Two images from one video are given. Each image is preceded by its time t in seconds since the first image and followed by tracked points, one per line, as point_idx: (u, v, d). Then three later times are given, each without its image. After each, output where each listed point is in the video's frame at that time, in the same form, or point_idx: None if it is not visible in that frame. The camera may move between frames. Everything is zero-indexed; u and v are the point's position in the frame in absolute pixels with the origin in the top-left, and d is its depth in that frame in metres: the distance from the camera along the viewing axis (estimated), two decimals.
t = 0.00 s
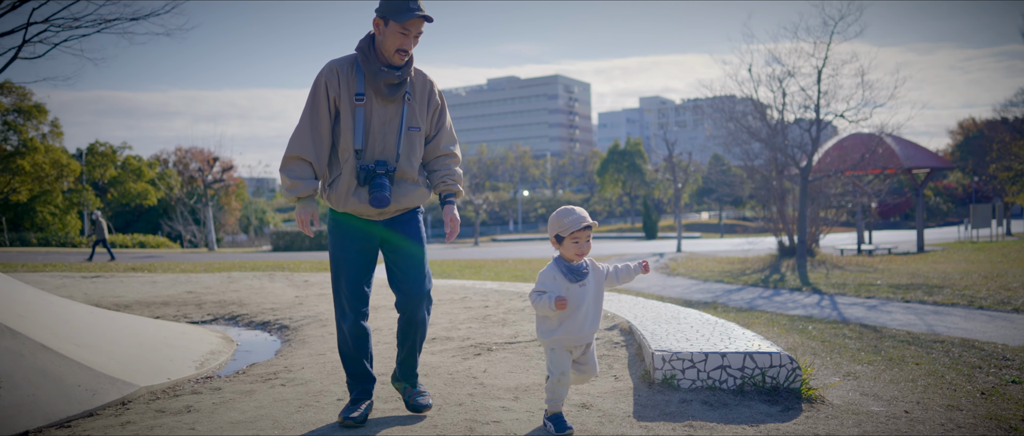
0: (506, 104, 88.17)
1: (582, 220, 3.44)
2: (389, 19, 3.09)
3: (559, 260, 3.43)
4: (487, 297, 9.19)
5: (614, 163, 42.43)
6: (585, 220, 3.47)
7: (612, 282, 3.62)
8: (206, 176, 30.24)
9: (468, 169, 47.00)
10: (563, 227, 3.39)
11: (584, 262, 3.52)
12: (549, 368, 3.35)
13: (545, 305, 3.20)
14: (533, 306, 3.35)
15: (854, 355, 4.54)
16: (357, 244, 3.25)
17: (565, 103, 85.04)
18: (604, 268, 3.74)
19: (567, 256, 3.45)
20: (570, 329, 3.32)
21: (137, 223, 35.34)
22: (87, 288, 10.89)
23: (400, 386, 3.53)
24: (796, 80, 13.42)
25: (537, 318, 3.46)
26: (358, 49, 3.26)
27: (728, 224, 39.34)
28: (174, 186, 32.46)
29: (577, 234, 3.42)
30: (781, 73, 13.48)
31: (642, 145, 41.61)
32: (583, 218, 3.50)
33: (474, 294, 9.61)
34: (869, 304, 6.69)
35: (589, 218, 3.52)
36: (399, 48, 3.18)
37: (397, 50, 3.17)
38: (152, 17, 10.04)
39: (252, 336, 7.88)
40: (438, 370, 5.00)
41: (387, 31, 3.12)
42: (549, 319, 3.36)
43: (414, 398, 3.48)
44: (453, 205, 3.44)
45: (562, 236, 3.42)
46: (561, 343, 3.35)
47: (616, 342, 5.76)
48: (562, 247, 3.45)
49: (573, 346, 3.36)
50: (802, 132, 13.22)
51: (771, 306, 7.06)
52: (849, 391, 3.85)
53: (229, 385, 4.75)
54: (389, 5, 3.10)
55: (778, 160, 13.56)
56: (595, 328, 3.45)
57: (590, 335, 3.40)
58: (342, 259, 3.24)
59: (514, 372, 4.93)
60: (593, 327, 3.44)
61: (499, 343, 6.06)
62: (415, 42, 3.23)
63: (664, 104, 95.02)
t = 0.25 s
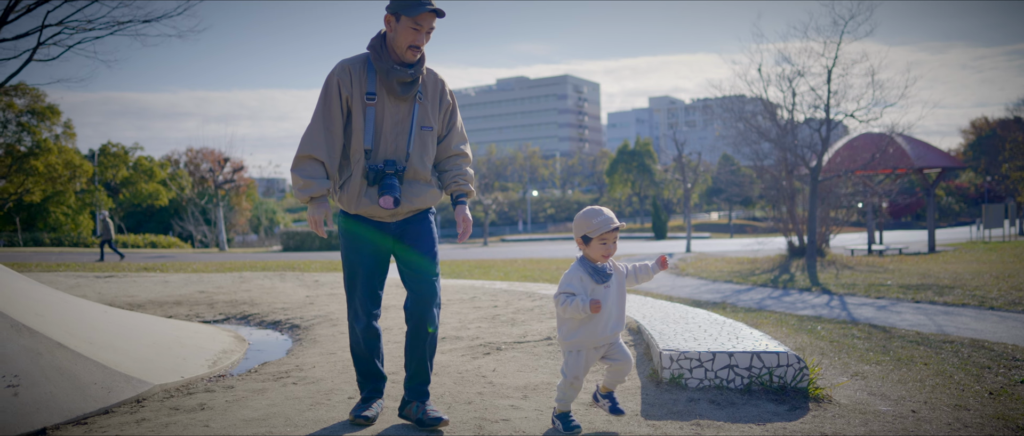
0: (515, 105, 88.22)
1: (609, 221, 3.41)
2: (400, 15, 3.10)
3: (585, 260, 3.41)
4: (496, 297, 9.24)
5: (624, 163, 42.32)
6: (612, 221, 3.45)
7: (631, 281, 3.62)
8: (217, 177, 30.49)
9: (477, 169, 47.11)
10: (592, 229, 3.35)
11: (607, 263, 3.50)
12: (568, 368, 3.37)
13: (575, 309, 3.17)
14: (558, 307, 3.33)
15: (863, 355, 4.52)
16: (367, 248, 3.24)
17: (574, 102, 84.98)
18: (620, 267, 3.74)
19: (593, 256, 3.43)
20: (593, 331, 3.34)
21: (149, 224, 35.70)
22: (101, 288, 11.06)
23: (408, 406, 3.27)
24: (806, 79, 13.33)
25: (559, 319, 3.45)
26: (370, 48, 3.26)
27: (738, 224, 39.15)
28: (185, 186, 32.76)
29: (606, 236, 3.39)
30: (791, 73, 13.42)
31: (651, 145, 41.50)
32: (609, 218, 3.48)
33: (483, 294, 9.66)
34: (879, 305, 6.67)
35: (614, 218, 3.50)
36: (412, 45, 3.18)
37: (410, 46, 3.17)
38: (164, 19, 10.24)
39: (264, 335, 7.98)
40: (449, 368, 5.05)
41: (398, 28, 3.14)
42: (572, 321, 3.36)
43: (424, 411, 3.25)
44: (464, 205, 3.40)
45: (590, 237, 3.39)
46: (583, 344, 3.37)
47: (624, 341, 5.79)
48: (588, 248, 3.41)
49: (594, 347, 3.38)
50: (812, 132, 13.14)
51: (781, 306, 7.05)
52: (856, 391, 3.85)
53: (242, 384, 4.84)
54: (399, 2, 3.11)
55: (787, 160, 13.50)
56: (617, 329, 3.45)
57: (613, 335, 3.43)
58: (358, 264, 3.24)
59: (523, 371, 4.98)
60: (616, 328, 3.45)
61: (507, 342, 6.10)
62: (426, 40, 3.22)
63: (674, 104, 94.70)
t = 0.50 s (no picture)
0: (521, 106, 88.25)
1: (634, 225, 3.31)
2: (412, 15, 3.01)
3: (608, 264, 3.31)
4: (501, 297, 9.26)
5: (629, 164, 42.25)
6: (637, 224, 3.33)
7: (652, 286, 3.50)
8: (223, 177, 30.62)
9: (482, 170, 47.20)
10: (617, 232, 3.26)
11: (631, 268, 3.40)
12: (584, 371, 3.29)
13: (597, 312, 3.08)
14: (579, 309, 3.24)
15: (866, 356, 4.51)
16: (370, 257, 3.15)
17: (579, 103, 84.98)
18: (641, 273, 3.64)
19: (617, 260, 3.33)
20: (614, 335, 3.23)
21: (156, 224, 35.93)
22: (109, 288, 11.16)
23: (422, 416, 3.05)
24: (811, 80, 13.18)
25: (579, 323, 3.37)
26: (380, 49, 3.15)
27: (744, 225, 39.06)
28: (192, 187, 32.95)
29: (631, 239, 3.29)
30: (796, 74, 13.36)
31: (656, 146, 41.43)
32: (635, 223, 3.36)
33: (487, 294, 9.68)
34: (884, 306, 6.64)
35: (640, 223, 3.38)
36: (423, 45, 3.09)
37: (421, 47, 3.08)
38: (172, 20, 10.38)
39: (270, 335, 8.04)
40: (452, 368, 5.06)
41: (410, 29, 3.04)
42: (592, 325, 3.27)
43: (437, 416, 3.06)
44: (476, 210, 3.37)
45: (614, 240, 3.29)
46: (603, 347, 3.28)
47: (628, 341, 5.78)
48: (613, 251, 3.31)
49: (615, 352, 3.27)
50: (817, 133, 13.08)
51: (785, 307, 7.04)
52: (858, 391, 3.84)
53: (249, 382, 4.88)
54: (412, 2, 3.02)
55: (793, 161, 13.45)
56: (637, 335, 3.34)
57: (633, 341, 3.31)
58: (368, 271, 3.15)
59: (526, 371, 4.99)
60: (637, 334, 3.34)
61: (511, 342, 6.12)
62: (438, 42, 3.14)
63: (680, 105, 94.53)
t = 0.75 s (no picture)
0: (525, 105, 88.29)
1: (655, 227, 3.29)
2: (425, 16, 2.96)
3: (629, 267, 3.28)
4: (503, 296, 9.27)
5: (633, 164, 42.21)
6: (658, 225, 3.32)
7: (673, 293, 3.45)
8: (227, 177, 30.72)
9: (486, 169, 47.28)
10: (639, 233, 3.24)
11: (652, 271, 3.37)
12: (618, 378, 3.22)
13: (617, 316, 3.07)
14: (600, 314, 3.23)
15: (866, 355, 4.51)
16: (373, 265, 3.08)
17: (583, 103, 85.01)
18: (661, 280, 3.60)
19: (638, 262, 3.31)
20: (640, 338, 3.18)
21: (160, 223, 36.14)
22: (115, 287, 11.25)
23: (424, 426, 2.98)
24: (815, 80, 13.98)
25: (602, 329, 3.32)
26: (392, 50, 3.11)
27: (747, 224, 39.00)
28: (196, 187, 33.13)
29: (652, 241, 3.27)
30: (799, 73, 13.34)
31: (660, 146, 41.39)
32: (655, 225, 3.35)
33: (490, 293, 9.70)
34: (886, 305, 6.63)
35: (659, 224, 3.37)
36: (436, 46, 3.03)
37: (434, 47, 3.02)
38: (177, 19, 10.42)
39: (274, 334, 8.09)
40: (455, 366, 5.08)
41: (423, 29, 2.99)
42: (618, 330, 3.22)
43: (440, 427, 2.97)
44: (490, 214, 3.32)
45: (636, 242, 3.26)
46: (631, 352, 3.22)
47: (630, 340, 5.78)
48: (634, 253, 3.29)
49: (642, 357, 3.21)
50: (821, 133, 13.04)
51: (788, 307, 7.03)
52: (857, 390, 3.83)
53: (255, 380, 4.92)
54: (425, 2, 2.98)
55: (796, 161, 13.42)
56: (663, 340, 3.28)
57: (659, 346, 3.26)
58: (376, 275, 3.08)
59: (528, 369, 5.01)
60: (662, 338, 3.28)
61: (514, 341, 6.14)
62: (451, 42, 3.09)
63: (684, 104, 94.39)
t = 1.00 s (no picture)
0: (527, 105, 88.31)
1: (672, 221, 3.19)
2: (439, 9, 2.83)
3: (644, 261, 3.20)
4: (504, 296, 9.28)
5: (634, 163, 42.18)
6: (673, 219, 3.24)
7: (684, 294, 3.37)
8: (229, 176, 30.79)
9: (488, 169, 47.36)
10: (657, 227, 3.14)
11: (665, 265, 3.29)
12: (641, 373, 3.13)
13: (624, 311, 3.05)
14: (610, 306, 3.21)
15: (864, 354, 4.50)
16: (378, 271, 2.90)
17: (585, 102, 85.00)
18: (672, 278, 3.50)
19: (653, 256, 3.22)
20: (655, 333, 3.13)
21: (163, 223, 36.29)
22: (118, 286, 11.31)
23: (424, 425, 2.95)
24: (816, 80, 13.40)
25: (616, 324, 3.24)
26: (404, 44, 2.97)
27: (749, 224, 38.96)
28: (198, 186, 33.25)
29: (670, 236, 3.17)
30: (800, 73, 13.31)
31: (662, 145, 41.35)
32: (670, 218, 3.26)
33: (491, 293, 9.70)
34: (886, 305, 6.61)
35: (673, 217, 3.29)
36: (449, 44, 2.90)
37: (447, 46, 2.89)
38: (181, 21, 10.42)
39: (276, 333, 8.11)
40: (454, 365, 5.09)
41: (436, 22, 2.86)
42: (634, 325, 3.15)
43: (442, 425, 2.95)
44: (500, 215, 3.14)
45: (654, 235, 3.17)
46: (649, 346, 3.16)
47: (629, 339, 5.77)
48: (650, 247, 3.19)
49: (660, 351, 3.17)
50: (822, 132, 13.00)
51: (788, 306, 7.02)
52: (854, 388, 3.83)
53: (257, 378, 4.94)
54: None
55: (797, 160, 13.39)
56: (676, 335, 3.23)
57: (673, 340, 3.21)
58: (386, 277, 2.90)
59: (527, 367, 5.01)
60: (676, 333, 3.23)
61: (514, 339, 6.14)
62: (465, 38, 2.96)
63: (686, 104, 94.29)
